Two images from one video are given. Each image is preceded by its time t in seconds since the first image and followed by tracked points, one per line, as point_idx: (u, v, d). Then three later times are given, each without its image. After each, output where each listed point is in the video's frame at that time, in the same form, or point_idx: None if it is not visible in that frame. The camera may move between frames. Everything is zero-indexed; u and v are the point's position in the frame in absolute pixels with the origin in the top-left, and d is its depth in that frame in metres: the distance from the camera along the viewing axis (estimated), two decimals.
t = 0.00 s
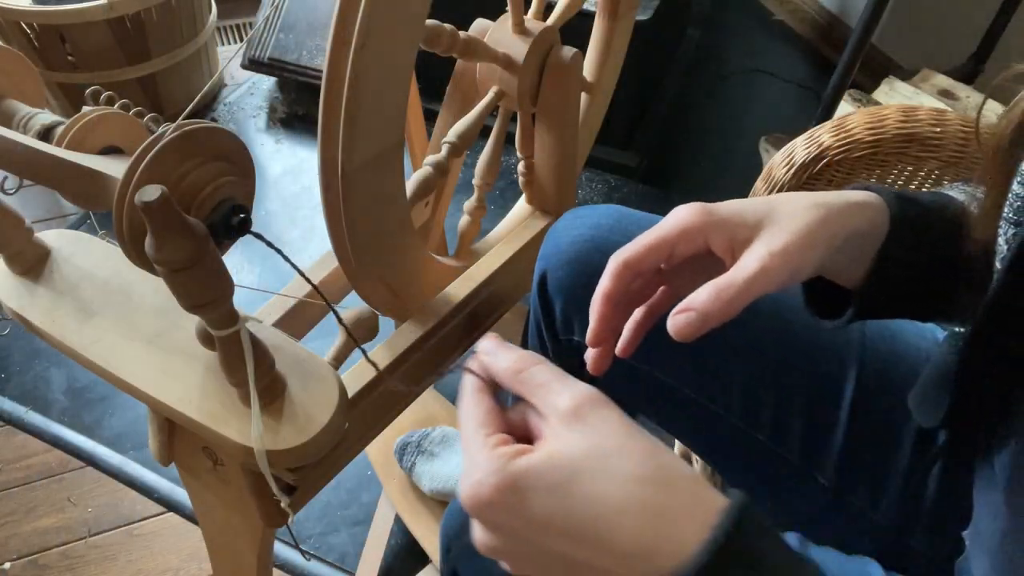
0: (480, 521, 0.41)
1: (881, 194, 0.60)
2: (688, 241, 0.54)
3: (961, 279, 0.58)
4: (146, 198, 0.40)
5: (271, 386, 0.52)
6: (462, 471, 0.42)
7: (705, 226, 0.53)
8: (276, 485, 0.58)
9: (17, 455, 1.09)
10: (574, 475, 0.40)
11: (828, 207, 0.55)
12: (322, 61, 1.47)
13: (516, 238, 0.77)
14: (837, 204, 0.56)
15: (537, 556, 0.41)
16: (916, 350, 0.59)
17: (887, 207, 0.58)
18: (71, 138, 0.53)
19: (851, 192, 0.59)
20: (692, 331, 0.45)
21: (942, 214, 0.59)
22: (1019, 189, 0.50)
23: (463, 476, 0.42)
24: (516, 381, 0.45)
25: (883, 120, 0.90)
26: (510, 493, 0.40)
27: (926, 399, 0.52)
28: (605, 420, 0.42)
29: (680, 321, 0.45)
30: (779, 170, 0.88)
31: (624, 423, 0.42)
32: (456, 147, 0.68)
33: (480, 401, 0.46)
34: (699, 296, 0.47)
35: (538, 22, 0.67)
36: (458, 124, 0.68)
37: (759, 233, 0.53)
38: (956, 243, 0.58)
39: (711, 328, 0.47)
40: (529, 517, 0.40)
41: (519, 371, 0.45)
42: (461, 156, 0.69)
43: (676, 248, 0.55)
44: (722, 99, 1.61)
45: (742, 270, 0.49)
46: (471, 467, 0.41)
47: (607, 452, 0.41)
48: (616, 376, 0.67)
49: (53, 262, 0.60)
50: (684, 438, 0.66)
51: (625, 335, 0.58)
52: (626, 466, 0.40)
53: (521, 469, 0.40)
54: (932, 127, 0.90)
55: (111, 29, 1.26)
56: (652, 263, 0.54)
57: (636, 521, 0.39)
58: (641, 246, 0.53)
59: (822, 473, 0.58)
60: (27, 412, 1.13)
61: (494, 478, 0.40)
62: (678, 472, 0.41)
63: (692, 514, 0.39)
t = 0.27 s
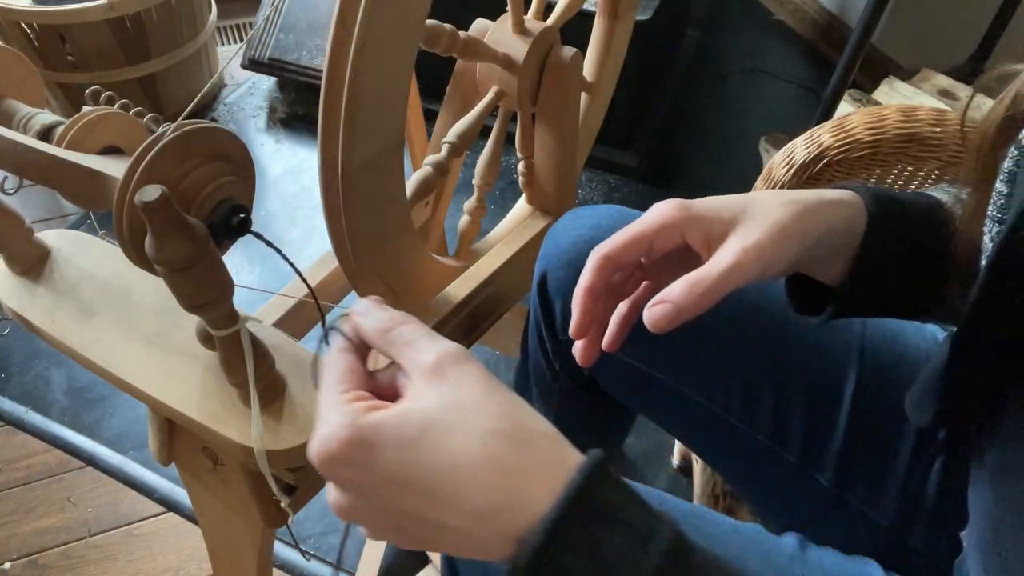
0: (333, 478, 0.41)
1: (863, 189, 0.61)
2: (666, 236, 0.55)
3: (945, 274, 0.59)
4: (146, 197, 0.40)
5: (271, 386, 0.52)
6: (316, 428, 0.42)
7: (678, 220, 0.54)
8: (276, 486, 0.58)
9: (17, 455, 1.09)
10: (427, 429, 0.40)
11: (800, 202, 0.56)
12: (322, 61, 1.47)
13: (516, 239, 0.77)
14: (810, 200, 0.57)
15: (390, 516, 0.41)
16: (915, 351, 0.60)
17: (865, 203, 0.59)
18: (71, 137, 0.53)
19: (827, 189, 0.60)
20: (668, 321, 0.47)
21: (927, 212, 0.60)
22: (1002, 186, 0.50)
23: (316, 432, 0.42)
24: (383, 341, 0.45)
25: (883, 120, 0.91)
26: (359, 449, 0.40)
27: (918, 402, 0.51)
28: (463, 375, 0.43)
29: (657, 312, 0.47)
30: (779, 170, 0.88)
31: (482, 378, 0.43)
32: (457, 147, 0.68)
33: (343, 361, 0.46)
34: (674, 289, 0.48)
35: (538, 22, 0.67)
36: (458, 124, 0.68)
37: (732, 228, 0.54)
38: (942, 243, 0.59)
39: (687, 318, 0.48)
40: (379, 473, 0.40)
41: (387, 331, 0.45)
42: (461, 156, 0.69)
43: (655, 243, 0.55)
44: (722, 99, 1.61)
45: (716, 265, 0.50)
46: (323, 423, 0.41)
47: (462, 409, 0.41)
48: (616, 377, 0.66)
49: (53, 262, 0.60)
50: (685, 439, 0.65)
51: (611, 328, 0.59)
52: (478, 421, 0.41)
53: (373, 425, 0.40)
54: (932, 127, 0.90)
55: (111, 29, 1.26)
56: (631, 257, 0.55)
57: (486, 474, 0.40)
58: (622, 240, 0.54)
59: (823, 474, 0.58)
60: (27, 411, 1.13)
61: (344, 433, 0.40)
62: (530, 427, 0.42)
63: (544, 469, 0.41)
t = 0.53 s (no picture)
0: (262, 470, 0.41)
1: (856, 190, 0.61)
2: (661, 235, 0.55)
3: (939, 274, 0.60)
4: (146, 197, 0.40)
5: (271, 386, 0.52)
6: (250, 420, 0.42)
7: (672, 218, 0.55)
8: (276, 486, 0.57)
9: (17, 455, 1.09)
10: (360, 418, 0.40)
11: (793, 201, 0.56)
12: (322, 61, 1.47)
13: (516, 238, 0.77)
14: (803, 199, 0.57)
15: (323, 509, 0.41)
16: (914, 351, 0.60)
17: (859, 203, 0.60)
18: (71, 137, 0.53)
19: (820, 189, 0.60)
20: (660, 318, 0.47)
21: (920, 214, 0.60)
22: (992, 188, 0.51)
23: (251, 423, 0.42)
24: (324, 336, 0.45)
25: (883, 120, 0.91)
26: (290, 439, 0.40)
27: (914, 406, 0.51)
28: (402, 367, 0.43)
29: (650, 310, 0.47)
30: (779, 170, 0.88)
31: (420, 370, 0.43)
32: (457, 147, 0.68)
33: (282, 356, 0.46)
34: (667, 286, 0.48)
35: (538, 22, 0.67)
36: (458, 124, 0.68)
37: (726, 226, 0.55)
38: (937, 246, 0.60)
39: (680, 315, 0.48)
40: (310, 463, 0.40)
41: (327, 325, 0.45)
42: (461, 156, 0.69)
43: (650, 242, 0.56)
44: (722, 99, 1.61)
45: (709, 262, 0.51)
46: (255, 415, 0.41)
47: (397, 397, 0.41)
48: (617, 377, 0.66)
49: (53, 262, 0.60)
50: (685, 439, 0.65)
51: (607, 328, 0.58)
52: (414, 410, 0.41)
53: (305, 414, 0.40)
54: (932, 127, 0.90)
55: (111, 29, 1.26)
56: (626, 256, 0.55)
57: (418, 462, 0.39)
58: (618, 238, 0.55)
59: (823, 474, 0.58)
60: (27, 411, 1.13)
61: (275, 423, 0.40)
62: (467, 418, 0.41)
63: (480, 459, 0.40)
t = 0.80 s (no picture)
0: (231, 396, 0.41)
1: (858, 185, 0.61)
2: (665, 225, 0.55)
3: (941, 273, 0.59)
4: (146, 197, 0.40)
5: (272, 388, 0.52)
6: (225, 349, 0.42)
7: (678, 209, 0.54)
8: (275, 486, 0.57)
9: (17, 455, 1.09)
10: (329, 351, 0.40)
11: (797, 191, 0.56)
12: (322, 61, 1.47)
13: (516, 239, 0.77)
14: (808, 191, 0.57)
15: (284, 438, 0.40)
16: (915, 351, 0.60)
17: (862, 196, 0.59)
18: (71, 137, 0.53)
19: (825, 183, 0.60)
20: (664, 307, 0.46)
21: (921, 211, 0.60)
22: (997, 184, 0.50)
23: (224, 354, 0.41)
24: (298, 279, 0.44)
25: (883, 120, 0.91)
26: (257, 367, 0.39)
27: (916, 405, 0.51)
28: (375, 306, 0.42)
29: (653, 299, 0.46)
30: (779, 170, 0.88)
31: (393, 309, 0.42)
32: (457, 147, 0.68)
33: (260, 298, 0.45)
34: (670, 276, 0.47)
35: (538, 21, 0.67)
36: (458, 124, 0.68)
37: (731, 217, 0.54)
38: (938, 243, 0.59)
39: (683, 305, 0.47)
40: (276, 393, 0.40)
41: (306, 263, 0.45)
42: (461, 156, 0.69)
43: (654, 232, 0.56)
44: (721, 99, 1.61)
45: (712, 254, 0.50)
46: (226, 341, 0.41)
47: (366, 329, 0.41)
48: (617, 377, 0.66)
49: (53, 262, 0.60)
50: (685, 440, 0.65)
51: (612, 320, 0.56)
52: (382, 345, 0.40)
53: (275, 343, 0.40)
54: (932, 127, 0.90)
55: (111, 29, 1.26)
56: (631, 246, 0.54)
57: (380, 397, 0.39)
58: (622, 230, 0.54)
59: (823, 474, 0.58)
60: (27, 411, 1.13)
61: (245, 350, 0.40)
62: (434, 356, 0.41)
63: (444, 393, 0.40)
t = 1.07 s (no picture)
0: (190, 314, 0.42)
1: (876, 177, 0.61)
2: (681, 210, 0.55)
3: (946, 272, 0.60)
4: (146, 197, 0.40)
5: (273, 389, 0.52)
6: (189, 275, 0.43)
7: (696, 192, 0.54)
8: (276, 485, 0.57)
9: (17, 455, 1.09)
10: (287, 271, 0.42)
11: (810, 181, 0.56)
12: (322, 61, 1.47)
13: (516, 238, 0.77)
14: (820, 180, 0.57)
15: (235, 355, 0.41)
16: (915, 352, 0.60)
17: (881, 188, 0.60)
18: (71, 138, 0.53)
19: (838, 172, 0.60)
20: (677, 289, 0.45)
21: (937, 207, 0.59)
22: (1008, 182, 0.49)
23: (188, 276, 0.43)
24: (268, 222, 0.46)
25: (883, 120, 0.91)
26: (217, 282, 0.41)
27: (923, 404, 0.51)
28: (337, 238, 0.44)
29: (667, 281, 0.45)
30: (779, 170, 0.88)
31: (356, 244, 0.44)
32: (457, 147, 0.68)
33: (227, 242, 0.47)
34: (684, 260, 0.46)
35: (538, 21, 0.67)
36: (458, 124, 0.68)
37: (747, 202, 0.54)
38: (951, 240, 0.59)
39: (697, 288, 0.46)
40: (230, 306, 0.41)
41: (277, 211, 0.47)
42: (461, 156, 0.69)
43: (669, 216, 0.55)
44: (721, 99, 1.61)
45: (727, 237, 0.50)
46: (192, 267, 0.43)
47: (323, 256, 0.43)
48: (617, 378, 0.66)
49: (53, 262, 0.60)
50: (685, 440, 0.65)
51: (624, 302, 0.54)
52: (339, 268, 0.42)
53: (235, 261, 0.42)
54: (931, 127, 0.91)
55: (111, 29, 1.26)
56: (648, 229, 0.54)
57: (333, 312, 0.40)
58: (638, 214, 0.54)
59: (823, 474, 0.58)
60: (27, 411, 1.13)
61: (207, 266, 0.41)
62: (389, 281, 0.42)
63: (394, 311, 0.41)
